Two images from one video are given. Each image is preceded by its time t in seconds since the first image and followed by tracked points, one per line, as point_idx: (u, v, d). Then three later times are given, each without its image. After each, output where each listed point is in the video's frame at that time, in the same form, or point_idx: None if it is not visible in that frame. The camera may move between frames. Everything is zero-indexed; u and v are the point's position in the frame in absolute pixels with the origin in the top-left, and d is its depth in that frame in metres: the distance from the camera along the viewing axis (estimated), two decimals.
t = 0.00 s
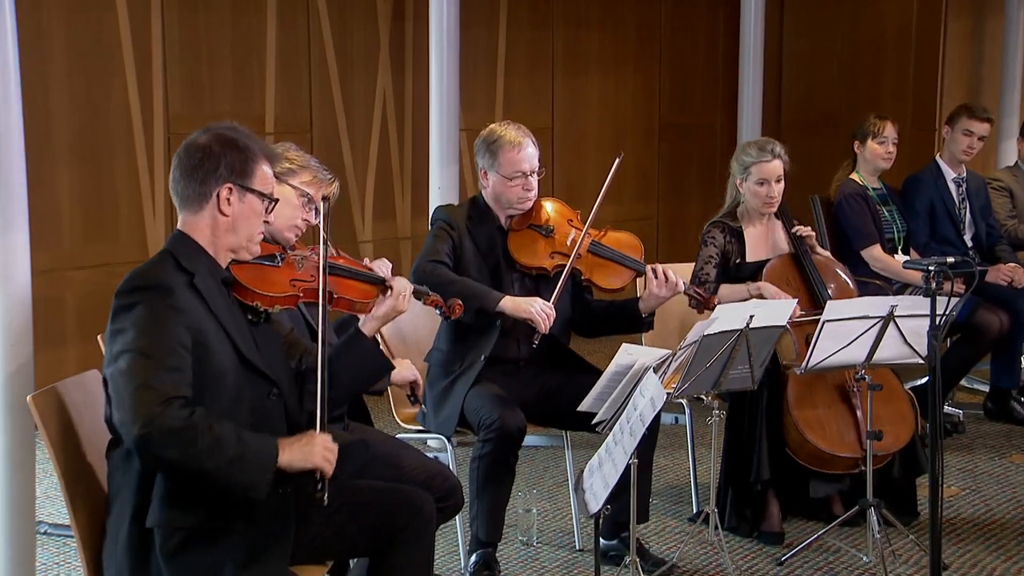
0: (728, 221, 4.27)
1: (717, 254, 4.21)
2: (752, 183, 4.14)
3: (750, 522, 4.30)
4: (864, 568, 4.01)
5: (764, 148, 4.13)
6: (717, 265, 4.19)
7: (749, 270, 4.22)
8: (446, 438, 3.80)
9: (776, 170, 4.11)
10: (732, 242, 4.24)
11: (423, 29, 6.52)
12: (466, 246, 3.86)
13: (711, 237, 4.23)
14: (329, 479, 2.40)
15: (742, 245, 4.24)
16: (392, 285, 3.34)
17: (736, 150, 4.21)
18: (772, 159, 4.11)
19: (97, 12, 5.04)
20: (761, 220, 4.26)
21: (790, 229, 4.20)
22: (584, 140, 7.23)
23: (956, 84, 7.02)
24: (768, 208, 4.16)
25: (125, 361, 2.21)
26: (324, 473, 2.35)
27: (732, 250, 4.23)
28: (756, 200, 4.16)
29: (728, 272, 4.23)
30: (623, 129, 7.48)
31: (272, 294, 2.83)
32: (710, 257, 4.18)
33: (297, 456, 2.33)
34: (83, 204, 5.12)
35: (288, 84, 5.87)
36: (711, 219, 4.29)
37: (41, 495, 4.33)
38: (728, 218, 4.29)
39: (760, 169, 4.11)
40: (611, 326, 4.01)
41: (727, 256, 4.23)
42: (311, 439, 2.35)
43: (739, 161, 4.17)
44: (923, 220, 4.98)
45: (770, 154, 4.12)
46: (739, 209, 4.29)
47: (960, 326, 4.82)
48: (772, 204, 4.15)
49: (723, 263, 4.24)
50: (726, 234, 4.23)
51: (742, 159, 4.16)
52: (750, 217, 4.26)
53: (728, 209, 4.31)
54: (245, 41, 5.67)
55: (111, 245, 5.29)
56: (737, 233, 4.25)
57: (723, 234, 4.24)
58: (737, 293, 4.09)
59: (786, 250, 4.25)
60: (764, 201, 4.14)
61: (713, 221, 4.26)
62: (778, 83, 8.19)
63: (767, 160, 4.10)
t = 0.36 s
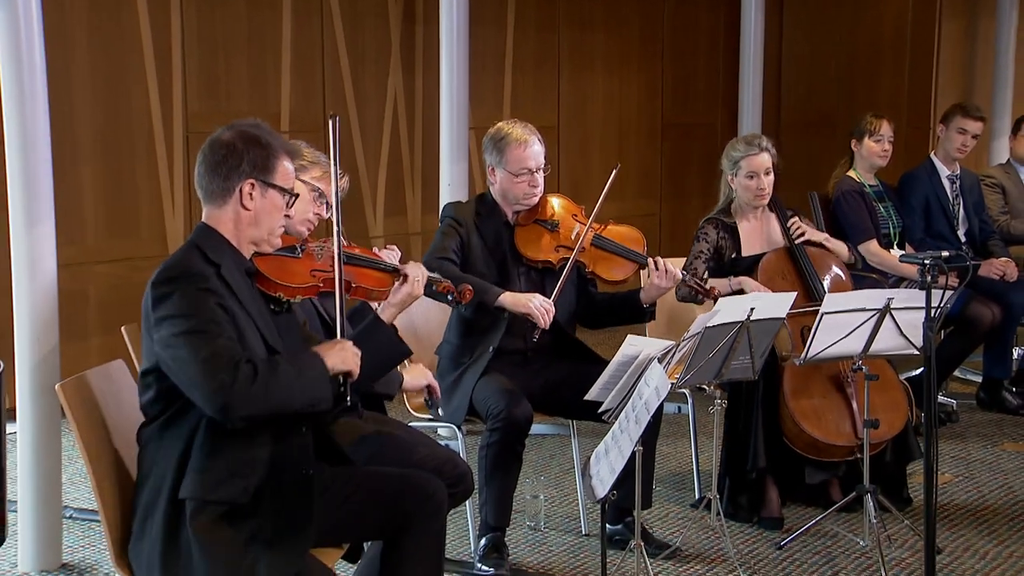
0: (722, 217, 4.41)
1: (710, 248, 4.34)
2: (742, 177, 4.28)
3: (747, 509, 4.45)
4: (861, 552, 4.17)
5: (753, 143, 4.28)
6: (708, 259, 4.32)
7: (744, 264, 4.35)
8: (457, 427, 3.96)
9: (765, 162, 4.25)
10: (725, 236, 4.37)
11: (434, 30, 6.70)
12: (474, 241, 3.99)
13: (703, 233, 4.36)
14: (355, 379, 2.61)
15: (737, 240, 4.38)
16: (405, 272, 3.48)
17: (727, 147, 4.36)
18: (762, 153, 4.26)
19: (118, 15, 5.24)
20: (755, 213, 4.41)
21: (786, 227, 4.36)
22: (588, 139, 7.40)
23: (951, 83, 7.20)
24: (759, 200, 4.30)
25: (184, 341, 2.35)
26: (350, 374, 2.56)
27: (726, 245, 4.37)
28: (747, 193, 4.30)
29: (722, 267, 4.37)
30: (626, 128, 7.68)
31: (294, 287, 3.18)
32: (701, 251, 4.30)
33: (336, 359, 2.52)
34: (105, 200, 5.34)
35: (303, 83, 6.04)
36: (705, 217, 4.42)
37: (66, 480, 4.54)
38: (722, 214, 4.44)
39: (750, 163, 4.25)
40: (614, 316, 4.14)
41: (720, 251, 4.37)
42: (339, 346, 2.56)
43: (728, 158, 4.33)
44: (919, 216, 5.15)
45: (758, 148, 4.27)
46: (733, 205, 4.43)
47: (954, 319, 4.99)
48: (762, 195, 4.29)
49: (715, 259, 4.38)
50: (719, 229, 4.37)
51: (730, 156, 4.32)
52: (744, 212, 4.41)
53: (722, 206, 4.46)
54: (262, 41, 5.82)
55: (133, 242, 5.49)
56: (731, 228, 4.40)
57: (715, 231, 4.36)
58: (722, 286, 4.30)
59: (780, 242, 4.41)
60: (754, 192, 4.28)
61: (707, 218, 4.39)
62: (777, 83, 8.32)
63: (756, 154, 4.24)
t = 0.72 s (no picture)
0: (722, 214, 4.54)
1: (707, 243, 4.49)
2: (743, 175, 4.39)
3: (754, 498, 4.57)
4: (864, 539, 4.29)
5: (752, 141, 4.38)
6: (701, 253, 4.46)
7: (745, 260, 4.46)
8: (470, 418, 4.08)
9: (764, 161, 4.35)
10: (724, 232, 4.50)
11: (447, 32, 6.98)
12: (489, 238, 4.11)
13: (701, 230, 4.50)
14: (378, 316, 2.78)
15: (738, 237, 4.51)
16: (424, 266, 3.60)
17: (728, 146, 4.46)
18: (760, 151, 4.35)
19: (143, 17, 5.45)
20: (756, 210, 4.51)
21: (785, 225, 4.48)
22: (598, 140, 7.58)
23: (951, 83, 7.35)
24: (759, 196, 4.40)
25: (236, 322, 2.45)
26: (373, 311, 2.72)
27: (725, 240, 4.50)
28: (748, 190, 4.41)
29: (720, 262, 4.50)
30: (634, 127, 7.86)
31: (318, 281, 3.29)
32: (694, 246, 4.45)
33: (369, 295, 2.69)
34: (127, 198, 5.52)
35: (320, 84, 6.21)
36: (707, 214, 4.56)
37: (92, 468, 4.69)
38: (723, 211, 4.56)
39: (749, 162, 4.35)
40: (622, 317, 4.27)
41: (719, 247, 4.50)
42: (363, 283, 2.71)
43: (729, 156, 4.43)
44: (919, 213, 5.26)
45: (757, 146, 4.37)
46: (734, 202, 4.55)
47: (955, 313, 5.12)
48: (762, 191, 4.40)
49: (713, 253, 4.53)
50: (718, 225, 4.51)
51: (731, 155, 4.42)
52: (744, 208, 4.51)
53: (725, 202, 4.57)
54: (281, 44, 6.07)
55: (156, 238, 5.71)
56: (731, 225, 4.53)
57: (714, 228, 4.50)
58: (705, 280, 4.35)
59: (781, 237, 4.49)
60: (755, 189, 4.39)
61: (708, 215, 4.53)
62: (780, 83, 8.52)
63: (756, 153, 4.34)
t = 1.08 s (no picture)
0: (726, 213, 4.66)
1: (710, 244, 4.61)
2: (754, 180, 4.51)
3: (757, 486, 4.69)
4: (866, 526, 4.43)
5: (766, 147, 4.50)
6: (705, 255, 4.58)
7: (749, 255, 4.58)
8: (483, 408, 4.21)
9: (776, 169, 4.48)
10: (726, 230, 4.62)
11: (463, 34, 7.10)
12: (503, 234, 4.25)
13: (704, 231, 4.63)
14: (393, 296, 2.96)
15: (741, 234, 4.62)
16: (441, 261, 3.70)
17: (736, 147, 4.57)
18: (773, 159, 4.49)
19: (165, 18, 5.59)
20: (760, 209, 4.64)
21: (785, 219, 4.62)
22: (606, 140, 7.73)
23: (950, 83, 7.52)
24: (767, 199, 4.54)
25: (266, 318, 2.54)
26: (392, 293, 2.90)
27: (728, 238, 4.62)
28: (757, 194, 4.53)
29: (725, 259, 4.62)
30: (642, 128, 8.01)
31: (338, 277, 3.36)
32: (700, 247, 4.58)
33: (387, 283, 2.86)
34: (149, 195, 5.66)
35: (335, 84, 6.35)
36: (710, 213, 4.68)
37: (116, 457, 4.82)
38: (726, 210, 4.68)
39: (763, 169, 4.48)
40: (632, 310, 4.40)
41: (722, 245, 4.62)
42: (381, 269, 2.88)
43: (738, 158, 4.54)
44: (919, 209, 5.41)
45: (771, 153, 4.49)
46: (738, 201, 4.67)
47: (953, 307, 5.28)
48: (771, 196, 4.54)
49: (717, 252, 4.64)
50: (720, 225, 4.63)
51: (743, 158, 4.53)
52: (748, 208, 4.65)
53: (728, 200, 4.69)
54: (299, 46, 6.24)
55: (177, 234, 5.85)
56: (735, 223, 4.64)
57: (717, 227, 4.62)
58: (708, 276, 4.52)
59: (781, 235, 4.64)
60: (764, 195, 4.53)
61: (711, 214, 4.65)
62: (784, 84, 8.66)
63: (768, 160, 4.47)
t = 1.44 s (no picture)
0: (732, 210, 4.82)
1: (717, 241, 4.77)
2: (759, 176, 4.67)
3: (761, 474, 4.86)
4: (864, 513, 4.58)
5: (769, 144, 4.65)
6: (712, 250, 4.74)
7: (754, 251, 4.74)
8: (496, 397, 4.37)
9: (779, 165, 4.64)
10: (733, 227, 4.78)
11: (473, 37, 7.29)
12: (513, 230, 4.40)
13: (710, 228, 4.79)
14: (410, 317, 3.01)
15: (746, 230, 4.78)
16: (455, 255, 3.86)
17: (743, 145, 4.73)
18: (776, 155, 4.64)
19: (186, 20, 5.76)
20: (765, 205, 4.79)
21: (789, 212, 4.75)
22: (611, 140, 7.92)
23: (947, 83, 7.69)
24: (771, 195, 4.69)
25: (273, 322, 2.64)
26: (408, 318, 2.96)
27: (734, 234, 4.77)
28: (761, 189, 4.68)
29: (731, 253, 4.76)
30: (646, 127, 8.19)
31: (357, 271, 3.47)
32: (707, 243, 4.74)
33: (399, 310, 2.91)
34: (167, 192, 5.82)
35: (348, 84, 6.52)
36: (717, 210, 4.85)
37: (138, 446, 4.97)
38: (732, 207, 4.84)
39: (767, 165, 4.64)
40: (643, 300, 4.55)
41: (728, 241, 4.77)
42: (398, 294, 2.93)
43: (744, 155, 4.70)
44: (917, 205, 5.57)
45: (774, 150, 4.64)
46: (744, 198, 4.83)
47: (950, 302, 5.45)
48: (774, 192, 4.69)
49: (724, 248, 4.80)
50: (727, 221, 4.79)
51: (748, 155, 4.68)
52: (754, 204, 4.80)
53: (735, 197, 4.85)
54: (315, 47, 6.40)
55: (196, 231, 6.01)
56: (740, 220, 4.79)
57: (723, 225, 4.79)
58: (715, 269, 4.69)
59: (787, 230, 4.78)
60: (767, 190, 4.68)
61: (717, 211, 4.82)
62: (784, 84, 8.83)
63: (772, 156, 4.63)
